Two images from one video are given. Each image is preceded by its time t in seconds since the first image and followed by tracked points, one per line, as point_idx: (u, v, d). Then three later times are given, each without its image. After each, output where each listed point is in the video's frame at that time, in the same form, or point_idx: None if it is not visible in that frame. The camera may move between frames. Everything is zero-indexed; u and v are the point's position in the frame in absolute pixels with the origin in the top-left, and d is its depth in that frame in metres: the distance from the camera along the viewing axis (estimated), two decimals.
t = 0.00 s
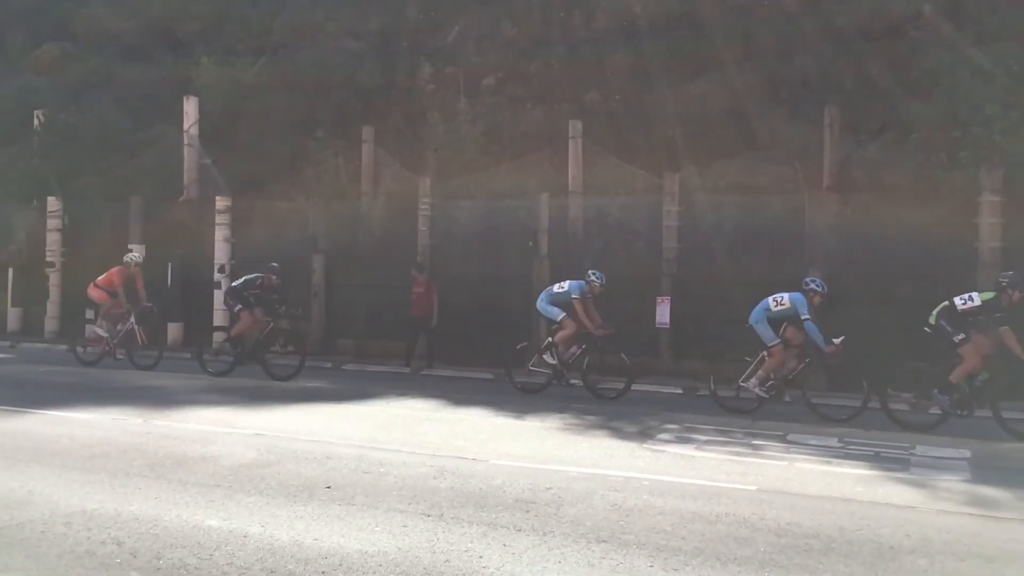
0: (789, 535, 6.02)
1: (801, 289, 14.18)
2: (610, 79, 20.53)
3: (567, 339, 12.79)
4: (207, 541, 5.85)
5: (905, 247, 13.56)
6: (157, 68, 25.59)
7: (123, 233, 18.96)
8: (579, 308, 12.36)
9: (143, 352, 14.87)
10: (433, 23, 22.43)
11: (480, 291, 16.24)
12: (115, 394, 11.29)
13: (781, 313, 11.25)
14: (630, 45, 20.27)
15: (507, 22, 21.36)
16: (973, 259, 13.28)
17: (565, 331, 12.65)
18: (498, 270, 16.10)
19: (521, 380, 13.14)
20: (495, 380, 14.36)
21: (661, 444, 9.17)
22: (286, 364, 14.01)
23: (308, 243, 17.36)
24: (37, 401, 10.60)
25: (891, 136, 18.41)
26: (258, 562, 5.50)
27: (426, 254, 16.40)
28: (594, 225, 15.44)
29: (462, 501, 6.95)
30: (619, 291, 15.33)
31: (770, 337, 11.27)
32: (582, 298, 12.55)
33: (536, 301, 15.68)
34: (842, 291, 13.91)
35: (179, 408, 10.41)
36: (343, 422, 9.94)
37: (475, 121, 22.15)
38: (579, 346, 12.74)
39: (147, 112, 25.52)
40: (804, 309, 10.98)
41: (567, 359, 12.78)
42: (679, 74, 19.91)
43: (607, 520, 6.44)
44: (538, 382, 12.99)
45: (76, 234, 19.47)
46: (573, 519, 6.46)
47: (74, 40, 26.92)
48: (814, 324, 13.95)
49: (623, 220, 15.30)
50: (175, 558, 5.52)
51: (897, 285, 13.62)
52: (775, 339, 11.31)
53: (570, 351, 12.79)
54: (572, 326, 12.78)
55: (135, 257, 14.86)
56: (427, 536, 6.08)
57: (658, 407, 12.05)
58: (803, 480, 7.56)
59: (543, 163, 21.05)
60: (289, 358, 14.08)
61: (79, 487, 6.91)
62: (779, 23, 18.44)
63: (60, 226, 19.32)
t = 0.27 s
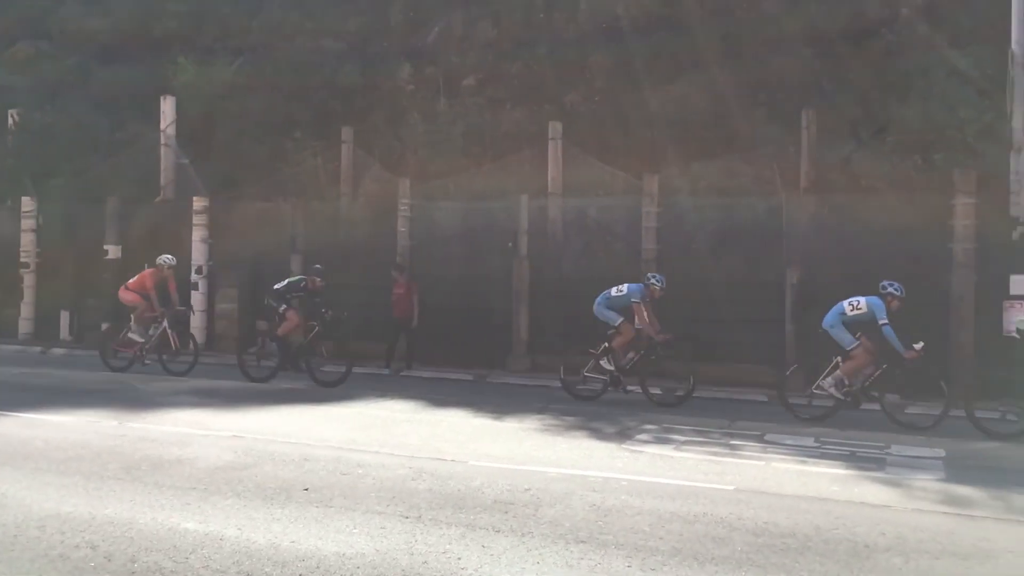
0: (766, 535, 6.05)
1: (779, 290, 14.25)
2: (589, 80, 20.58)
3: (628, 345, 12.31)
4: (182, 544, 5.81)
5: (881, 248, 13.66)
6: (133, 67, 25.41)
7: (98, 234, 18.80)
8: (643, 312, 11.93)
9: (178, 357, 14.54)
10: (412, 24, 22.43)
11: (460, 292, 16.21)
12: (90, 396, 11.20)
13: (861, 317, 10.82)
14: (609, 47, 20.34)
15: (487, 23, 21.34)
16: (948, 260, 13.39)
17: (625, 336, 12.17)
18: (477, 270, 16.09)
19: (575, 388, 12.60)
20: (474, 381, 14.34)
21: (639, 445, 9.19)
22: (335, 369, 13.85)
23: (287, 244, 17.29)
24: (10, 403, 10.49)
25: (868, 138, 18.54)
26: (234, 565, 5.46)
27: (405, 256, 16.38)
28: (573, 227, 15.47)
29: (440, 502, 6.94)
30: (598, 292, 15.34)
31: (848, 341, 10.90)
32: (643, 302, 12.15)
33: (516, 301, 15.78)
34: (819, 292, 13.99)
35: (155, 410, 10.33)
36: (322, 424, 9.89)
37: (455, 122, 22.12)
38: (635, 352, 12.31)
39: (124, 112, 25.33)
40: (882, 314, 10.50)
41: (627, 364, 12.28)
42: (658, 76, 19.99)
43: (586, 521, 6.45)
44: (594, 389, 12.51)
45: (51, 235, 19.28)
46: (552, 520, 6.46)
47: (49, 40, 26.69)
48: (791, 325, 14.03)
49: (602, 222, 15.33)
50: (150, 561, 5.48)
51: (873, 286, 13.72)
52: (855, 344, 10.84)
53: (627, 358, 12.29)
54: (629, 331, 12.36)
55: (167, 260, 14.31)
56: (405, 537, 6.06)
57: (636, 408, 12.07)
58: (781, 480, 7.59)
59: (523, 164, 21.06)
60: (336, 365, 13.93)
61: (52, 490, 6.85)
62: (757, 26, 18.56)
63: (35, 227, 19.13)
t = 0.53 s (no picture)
0: (743, 535, 6.07)
1: (756, 291, 14.31)
2: (568, 82, 20.62)
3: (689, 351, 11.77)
4: (158, 547, 5.76)
5: (857, 250, 13.78)
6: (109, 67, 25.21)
7: (73, 235, 18.62)
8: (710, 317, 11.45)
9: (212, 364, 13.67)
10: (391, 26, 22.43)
11: (439, 293, 16.18)
12: (65, 399, 11.10)
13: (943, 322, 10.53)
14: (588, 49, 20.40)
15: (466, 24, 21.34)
16: (923, 262, 13.51)
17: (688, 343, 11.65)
18: (456, 272, 16.06)
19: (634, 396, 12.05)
20: (454, 383, 14.31)
21: (618, 446, 9.20)
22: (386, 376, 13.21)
23: (265, 246, 17.20)
24: None
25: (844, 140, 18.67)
26: (210, 569, 5.42)
27: (384, 257, 16.33)
28: (553, 228, 15.48)
29: (419, 505, 6.92)
30: (577, 293, 15.36)
31: (930, 346, 10.57)
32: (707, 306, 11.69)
33: (495, 303, 15.70)
34: (795, 293, 14.08)
35: (130, 413, 10.24)
36: (301, 427, 9.84)
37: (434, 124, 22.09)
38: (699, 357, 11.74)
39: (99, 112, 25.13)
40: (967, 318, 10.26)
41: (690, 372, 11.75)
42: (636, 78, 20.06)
43: (564, 522, 6.45)
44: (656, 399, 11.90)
45: (25, 236, 19.08)
46: (530, 522, 6.45)
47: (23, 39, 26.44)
48: (769, 326, 14.11)
49: (582, 223, 15.36)
50: (125, 565, 5.43)
51: (849, 288, 13.82)
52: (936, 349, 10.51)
53: (689, 365, 11.79)
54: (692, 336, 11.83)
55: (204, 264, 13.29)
56: (383, 540, 6.04)
57: (615, 409, 12.09)
58: (758, 481, 7.63)
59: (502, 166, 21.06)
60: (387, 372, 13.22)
61: (25, 494, 6.77)
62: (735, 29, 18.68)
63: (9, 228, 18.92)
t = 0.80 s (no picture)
0: (724, 535, 6.10)
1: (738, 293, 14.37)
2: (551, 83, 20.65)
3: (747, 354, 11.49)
4: (137, 551, 5.72)
5: (837, 252, 13.86)
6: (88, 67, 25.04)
7: (52, 236, 18.45)
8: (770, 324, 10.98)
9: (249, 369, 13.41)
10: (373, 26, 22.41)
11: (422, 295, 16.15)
12: (44, 401, 11.01)
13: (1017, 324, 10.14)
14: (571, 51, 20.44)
15: (449, 26, 21.32)
16: (903, 264, 13.60)
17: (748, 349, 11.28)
18: (439, 273, 16.04)
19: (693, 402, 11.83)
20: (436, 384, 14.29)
21: (600, 447, 9.21)
22: (432, 382, 12.63)
23: (247, 247, 17.12)
24: None
25: (825, 143, 18.78)
26: (190, 572, 5.39)
27: (366, 259, 16.28)
28: (536, 230, 15.49)
29: (401, 507, 6.90)
30: (560, 295, 15.38)
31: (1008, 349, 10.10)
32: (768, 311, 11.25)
33: (478, 305, 15.69)
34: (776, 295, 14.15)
35: (110, 415, 10.17)
36: (282, 429, 9.79)
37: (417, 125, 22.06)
38: None
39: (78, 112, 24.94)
40: None
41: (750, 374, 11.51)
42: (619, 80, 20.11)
43: (546, 523, 6.45)
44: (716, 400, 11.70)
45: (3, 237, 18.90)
46: (513, 523, 6.45)
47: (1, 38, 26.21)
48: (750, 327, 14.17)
49: (565, 225, 15.37)
50: (104, 569, 5.40)
51: (829, 289, 13.91)
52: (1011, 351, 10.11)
53: (749, 369, 11.48)
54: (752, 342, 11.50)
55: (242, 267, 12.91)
56: (365, 542, 6.02)
57: (598, 411, 12.11)
58: (740, 481, 7.65)
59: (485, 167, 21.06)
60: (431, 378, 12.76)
61: (3, 498, 6.71)
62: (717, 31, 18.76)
63: None
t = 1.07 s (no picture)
0: (701, 536, 6.11)
1: (717, 295, 14.43)
2: (531, 85, 20.68)
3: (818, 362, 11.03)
4: (111, 555, 5.67)
5: (815, 254, 13.95)
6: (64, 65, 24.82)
7: (26, 236, 18.25)
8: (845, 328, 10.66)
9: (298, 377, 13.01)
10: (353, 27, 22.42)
11: (402, 297, 16.11)
12: (18, 404, 10.89)
13: None
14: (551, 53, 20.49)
15: (429, 27, 21.29)
16: (879, 266, 13.70)
17: (821, 355, 10.83)
18: (420, 275, 16.00)
19: (759, 410, 11.25)
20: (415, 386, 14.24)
21: (579, 449, 9.21)
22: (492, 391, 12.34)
23: (225, 248, 17.03)
24: None
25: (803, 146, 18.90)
26: None
27: (346, 260, 16.22)
28: (516, 232, 15.48)
29: (380, 509, 6.88)
30: (540, 296, 15.39)
31: None
32: (842, 316, 10.91)
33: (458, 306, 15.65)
34: (755, 296, 14.22)
35: (85, 418, 10.07)
36: (260, 432, 9.73)
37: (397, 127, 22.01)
38: None
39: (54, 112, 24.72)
40: None
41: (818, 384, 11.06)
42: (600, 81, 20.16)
43: (525, 525, 6.45)
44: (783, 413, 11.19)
45: None
46: (492, 525, 6.44)
47: None
48: (729, 329, 14.22)
49: (544, 226, 15.38)
50: (77, 574, 5.35)
51: (807, 291, 13.99)
52: None
53: (820, 376, 11.03)
54: (825, 347, 11.07)
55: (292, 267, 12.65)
56: (343, 545, 5.99)
57: (577, 412, 12.11)
58: (718, 482, 7.68)
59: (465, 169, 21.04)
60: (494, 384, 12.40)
61: None
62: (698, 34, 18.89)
63: None
